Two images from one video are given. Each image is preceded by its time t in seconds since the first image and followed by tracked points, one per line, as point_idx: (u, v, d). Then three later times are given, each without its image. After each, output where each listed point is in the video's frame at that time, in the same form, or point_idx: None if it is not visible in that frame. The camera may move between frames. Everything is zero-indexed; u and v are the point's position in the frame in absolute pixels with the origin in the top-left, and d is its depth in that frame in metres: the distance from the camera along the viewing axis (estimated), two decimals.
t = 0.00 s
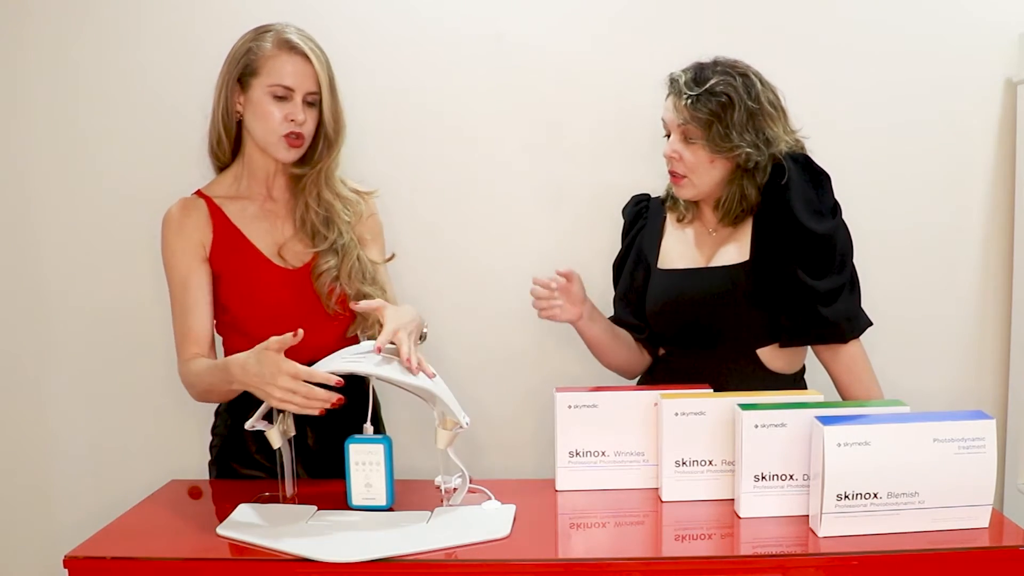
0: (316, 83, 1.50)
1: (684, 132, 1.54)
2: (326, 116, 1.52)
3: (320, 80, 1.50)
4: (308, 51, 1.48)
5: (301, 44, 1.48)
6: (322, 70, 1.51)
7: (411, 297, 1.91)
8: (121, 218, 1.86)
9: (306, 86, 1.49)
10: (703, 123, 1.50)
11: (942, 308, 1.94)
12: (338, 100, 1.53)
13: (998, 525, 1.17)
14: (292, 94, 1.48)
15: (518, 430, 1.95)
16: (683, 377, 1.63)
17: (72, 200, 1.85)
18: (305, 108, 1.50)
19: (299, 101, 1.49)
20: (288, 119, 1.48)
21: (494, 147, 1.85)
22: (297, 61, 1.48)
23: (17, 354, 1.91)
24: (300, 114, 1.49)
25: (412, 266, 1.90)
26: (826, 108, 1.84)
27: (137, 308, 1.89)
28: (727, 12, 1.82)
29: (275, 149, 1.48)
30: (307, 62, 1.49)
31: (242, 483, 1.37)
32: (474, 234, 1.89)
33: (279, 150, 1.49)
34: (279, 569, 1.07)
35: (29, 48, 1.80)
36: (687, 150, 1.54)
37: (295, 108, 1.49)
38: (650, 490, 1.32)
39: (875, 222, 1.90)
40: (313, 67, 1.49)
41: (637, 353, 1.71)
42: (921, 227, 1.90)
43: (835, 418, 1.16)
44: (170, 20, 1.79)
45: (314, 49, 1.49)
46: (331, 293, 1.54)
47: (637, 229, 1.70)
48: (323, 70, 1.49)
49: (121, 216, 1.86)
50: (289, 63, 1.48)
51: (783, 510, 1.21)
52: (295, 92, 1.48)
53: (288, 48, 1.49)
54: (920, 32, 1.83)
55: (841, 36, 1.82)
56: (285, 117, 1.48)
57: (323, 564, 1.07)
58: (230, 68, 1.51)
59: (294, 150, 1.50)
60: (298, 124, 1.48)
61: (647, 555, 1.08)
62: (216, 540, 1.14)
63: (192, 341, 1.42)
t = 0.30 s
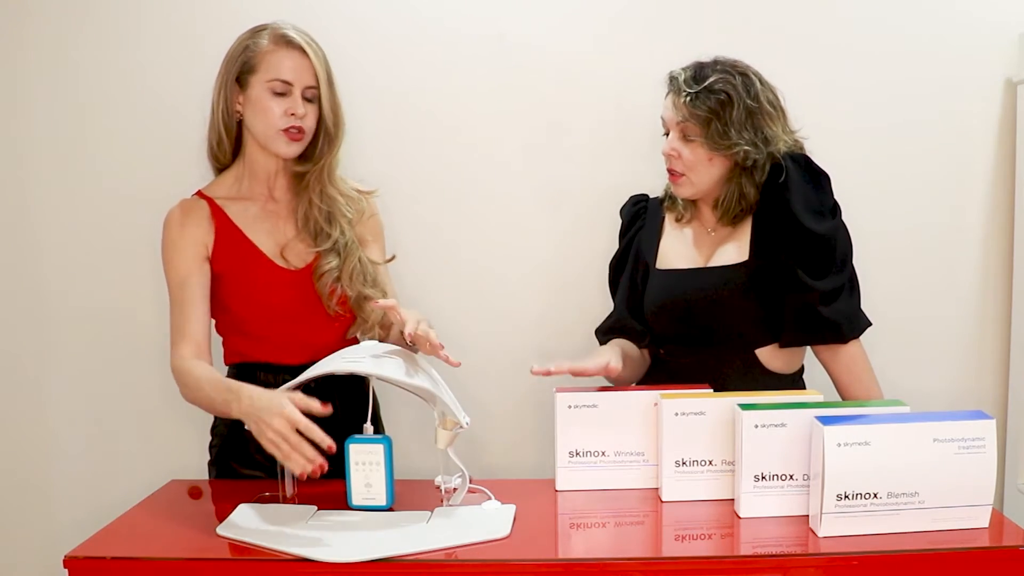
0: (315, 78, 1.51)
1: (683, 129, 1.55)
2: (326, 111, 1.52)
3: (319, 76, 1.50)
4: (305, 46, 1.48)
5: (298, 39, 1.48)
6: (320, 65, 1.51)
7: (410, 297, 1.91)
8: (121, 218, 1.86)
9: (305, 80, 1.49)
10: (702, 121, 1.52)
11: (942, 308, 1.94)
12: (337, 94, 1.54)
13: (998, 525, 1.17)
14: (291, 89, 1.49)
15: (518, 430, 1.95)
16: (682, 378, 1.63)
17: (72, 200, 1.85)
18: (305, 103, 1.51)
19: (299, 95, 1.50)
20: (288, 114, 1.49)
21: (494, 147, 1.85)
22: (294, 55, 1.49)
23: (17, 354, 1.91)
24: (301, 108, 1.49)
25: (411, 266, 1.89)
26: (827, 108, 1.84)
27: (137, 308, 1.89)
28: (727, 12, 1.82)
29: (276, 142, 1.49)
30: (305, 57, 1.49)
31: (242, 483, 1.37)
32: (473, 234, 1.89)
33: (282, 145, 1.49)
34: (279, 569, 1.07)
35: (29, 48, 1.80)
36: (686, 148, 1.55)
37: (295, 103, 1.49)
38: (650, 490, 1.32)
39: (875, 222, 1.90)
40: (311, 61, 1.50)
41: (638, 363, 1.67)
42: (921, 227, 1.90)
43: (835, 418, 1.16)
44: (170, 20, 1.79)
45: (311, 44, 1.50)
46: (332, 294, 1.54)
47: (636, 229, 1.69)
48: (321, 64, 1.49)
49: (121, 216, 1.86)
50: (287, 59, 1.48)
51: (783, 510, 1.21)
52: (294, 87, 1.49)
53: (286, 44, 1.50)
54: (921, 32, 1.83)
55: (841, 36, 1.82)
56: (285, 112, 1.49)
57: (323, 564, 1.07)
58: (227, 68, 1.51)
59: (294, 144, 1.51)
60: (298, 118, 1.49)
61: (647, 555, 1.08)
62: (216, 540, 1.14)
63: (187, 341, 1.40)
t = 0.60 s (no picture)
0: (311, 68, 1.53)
1: (683, 127, 1.55)
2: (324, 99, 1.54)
3: (314, 65, 1.52)
4: (298, 35, 1.51)
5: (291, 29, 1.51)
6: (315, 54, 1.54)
7: (410, 297, 1.90)
8: (121, 218, 1.86)
9: (301, 68, 1.52)
10: (703, 118, 1.52)
11: (942, 308, 1.94)
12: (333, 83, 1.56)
13: (998, 525, 1.17)
14: (287, 79, 1.52)
15: (517, 430, 1.95)
16: (680, 377, 1.63)
17: (71, 200, 1.85)
18: (304, 91, 1.53)
19: (296, 84, 1.52)
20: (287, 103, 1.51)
21: (494, 147, 1.85)
22: (290, 47, 1.52)
23: (17, 354, 1.91)
24: (299, 96, 1.52)
25: (411, 266, 1.89)
26: (827, 108, 1.84)
27: (137, 307, 1.89)
28: (727, 12, 1.82)
29: (277, 142, 1.51)
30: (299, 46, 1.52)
31: (243, 483, 1.37)
32: (473, 234, 1.89)
33: (281, 144, 1.52)
34: (280, 569, 1.07)
35: (30, 47, 1.80)
36: (686, 146, 1.55)
37: (292, 92, 1.52)
38: (650, 490, 1.32)
39: (875, 222, 1.90)
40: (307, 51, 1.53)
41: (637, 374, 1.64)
42: (921, 227, 1.90)
43: (835, 418, 1.16)
44: (170, 20, 1.79)
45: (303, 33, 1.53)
46: (337, 296, 1.55)
47: (635, 227, 1.70)
48: (316, 53, 1.52)
49: (121, 216, 1.86)
50: (282, 49, 1.51)
51: (783, 510, 1.21)
52: (291, 76, 1.51)
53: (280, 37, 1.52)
54: (920, 32, 1.83)
55: (841, 36, 1.82)
56: (284, 101, 1.51)
57: (323, 564, 1.07)
58: (223, 67, 1.54)
59: (294, 137, 1.53)
60: (298, 107, 1.52)
61: (646, 555, 1.08)
62: (216, 540, 1.13)
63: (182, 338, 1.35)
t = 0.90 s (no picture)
0: (315, 72, 1.75)
1: (683, 123, 1.58)
2: (325, 104, 1.76)
3: (318, 69, 1.74)
4: (304, 41, 1.74)
5: (297, 35, 1.74)
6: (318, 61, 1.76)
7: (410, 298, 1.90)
8: (120, 218, 1.86)
9: (306, 74, 1.74)
10: (702, 115, 1.56)
11: (942, 308, 1.93)
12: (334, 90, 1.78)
13: (998, 525, 1.17)
14: (292, 82, 1.73)
15: (517, 430, 1.95)
16: (680, 377, 1.62)
17: (71, 200, 1.85)
18: (308, 95, 1.74)
19: (298, 87, 1.73)
20: (291, 106, 1.73)
21: (494, 146, 1.85)
22: (296, 51, 1.74)
23: (16, 354, 1.91)
24: (303, 100, 1.74)
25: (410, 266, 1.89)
26: (827, 108, 1.84)
27: (137, 307, 1.89)
28: (727, 12, 1.82)
29: (279, 138, 1.72)
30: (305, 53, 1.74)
31: (243, 483, 1.37)
32: (473, 234, 1.88)
33: (284, 140, 1.73)
34: (279, 568, 1.07)
35: (29, 48, 1.80)
36: (684, 141, 1.58)
37: (295, 96, 1.73)
38: (650, 490, 1.32)
39: (875, 222, 1.89)
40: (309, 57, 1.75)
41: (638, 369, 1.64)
42: (922, 227, 1.90)
43: (834, 418, 1.16)
44: (170, 20, 1.79)
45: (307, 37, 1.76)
46: (336, 296, 1.62)
47: (632, 228, 1.66)
48: (320, 60, 1.75)
49: (121, 217, 1.86)
50: (289, 53, 1.73)
51: (783, 510, 1.21)
52: (294, 79, 1.73)
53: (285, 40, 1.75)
54: (920, 32, 1.83)
55: (841, 35, 1.82)
56: (289, 104, 1.72)
57: (323, 564, 1.07)
58: (225, 67, 1.72)
59: (297, 137, 1.75)
60: (301, 111, 1.74)
61: (646, 555, 1.08)
62: (216, 540, 1.14)
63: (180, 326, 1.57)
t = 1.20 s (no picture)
0: (319, 76, 1.62)
1: (682, 119, 1.59)
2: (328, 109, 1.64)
3: (324, 72, 1.62)
4: (310, 42, 1.61)
5: (303, 36, 1.61)
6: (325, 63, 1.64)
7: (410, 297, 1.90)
8: (120, 218, 1.86)
9: (310, 77, 1.61)
10: (701, 111, 1.56)
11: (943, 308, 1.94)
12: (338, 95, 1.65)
13: (998, 525, 1.17)
14: (296, 84, 1.61)
15: (517, 430, 1.95)
16: (680, 377, 1.63)
17: (71, 200, 1.85)
18: (312, 99, 1.63)
19: (303, 91, 1.62)
20: (294, 109, 1.61)
21: (494, 146, 1.85)
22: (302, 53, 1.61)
23: (16, 354, 1.91)
24: (306, 103, 1.62)
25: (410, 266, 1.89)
26: (827, 109, 1.84)
27: (136, 308, 1.89)
28: (727, 12, 1.82)
29: (279, 138, 1.61)
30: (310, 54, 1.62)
31: (242, 483, 1.37)
32: (473, 234, 1.89)
33: (283, 142, 1.62)
34: (279, 568, 1.07)
35: (29, 48, 1.80)
36: (683, 136, 1.58)
37: (299, 99, 1.62)
38: (650, 490, 1.32)
39: (876, 222, 1.89)
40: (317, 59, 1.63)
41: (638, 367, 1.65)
42: (922, 227, 1.90)
43: (834, 418, 1.16)
44: (170, 20, 1.79)
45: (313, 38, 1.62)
46: (333, 296, 1.60)
47: (631, 228, 1.69)
48: (326, 63, 1.62)
49: (121, 217, 1.86)
50: (293, 54, 1.60)
51: (783, 510, 1.21)
52: (299, 81, 1.61)
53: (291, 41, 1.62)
54: (920, 32, 1.83)
55: (841, 35, 1.82)
56: (292, 107, 1.61)
57: (323, 564, 1.07)
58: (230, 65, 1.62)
59: (297, 142, 1.64)
60: (303, 113, 1.62)
61: (646, 555, 1.08)
62: (216, 540, 1.14)
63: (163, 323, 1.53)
